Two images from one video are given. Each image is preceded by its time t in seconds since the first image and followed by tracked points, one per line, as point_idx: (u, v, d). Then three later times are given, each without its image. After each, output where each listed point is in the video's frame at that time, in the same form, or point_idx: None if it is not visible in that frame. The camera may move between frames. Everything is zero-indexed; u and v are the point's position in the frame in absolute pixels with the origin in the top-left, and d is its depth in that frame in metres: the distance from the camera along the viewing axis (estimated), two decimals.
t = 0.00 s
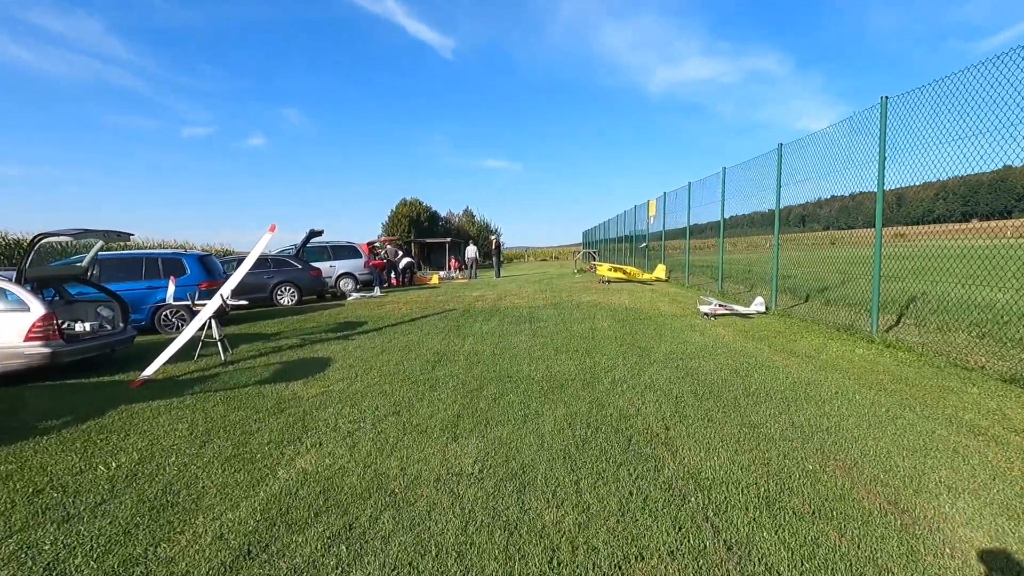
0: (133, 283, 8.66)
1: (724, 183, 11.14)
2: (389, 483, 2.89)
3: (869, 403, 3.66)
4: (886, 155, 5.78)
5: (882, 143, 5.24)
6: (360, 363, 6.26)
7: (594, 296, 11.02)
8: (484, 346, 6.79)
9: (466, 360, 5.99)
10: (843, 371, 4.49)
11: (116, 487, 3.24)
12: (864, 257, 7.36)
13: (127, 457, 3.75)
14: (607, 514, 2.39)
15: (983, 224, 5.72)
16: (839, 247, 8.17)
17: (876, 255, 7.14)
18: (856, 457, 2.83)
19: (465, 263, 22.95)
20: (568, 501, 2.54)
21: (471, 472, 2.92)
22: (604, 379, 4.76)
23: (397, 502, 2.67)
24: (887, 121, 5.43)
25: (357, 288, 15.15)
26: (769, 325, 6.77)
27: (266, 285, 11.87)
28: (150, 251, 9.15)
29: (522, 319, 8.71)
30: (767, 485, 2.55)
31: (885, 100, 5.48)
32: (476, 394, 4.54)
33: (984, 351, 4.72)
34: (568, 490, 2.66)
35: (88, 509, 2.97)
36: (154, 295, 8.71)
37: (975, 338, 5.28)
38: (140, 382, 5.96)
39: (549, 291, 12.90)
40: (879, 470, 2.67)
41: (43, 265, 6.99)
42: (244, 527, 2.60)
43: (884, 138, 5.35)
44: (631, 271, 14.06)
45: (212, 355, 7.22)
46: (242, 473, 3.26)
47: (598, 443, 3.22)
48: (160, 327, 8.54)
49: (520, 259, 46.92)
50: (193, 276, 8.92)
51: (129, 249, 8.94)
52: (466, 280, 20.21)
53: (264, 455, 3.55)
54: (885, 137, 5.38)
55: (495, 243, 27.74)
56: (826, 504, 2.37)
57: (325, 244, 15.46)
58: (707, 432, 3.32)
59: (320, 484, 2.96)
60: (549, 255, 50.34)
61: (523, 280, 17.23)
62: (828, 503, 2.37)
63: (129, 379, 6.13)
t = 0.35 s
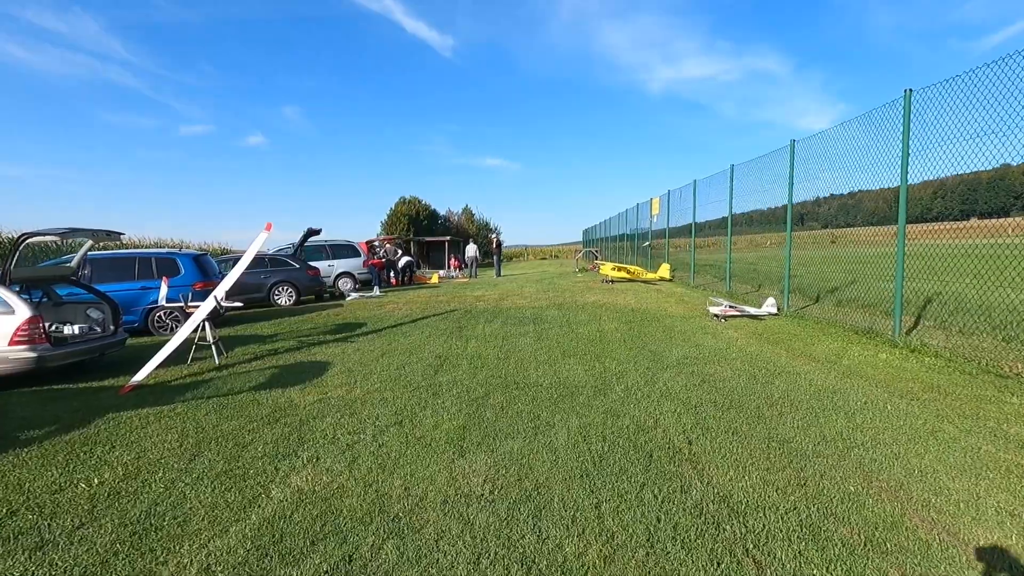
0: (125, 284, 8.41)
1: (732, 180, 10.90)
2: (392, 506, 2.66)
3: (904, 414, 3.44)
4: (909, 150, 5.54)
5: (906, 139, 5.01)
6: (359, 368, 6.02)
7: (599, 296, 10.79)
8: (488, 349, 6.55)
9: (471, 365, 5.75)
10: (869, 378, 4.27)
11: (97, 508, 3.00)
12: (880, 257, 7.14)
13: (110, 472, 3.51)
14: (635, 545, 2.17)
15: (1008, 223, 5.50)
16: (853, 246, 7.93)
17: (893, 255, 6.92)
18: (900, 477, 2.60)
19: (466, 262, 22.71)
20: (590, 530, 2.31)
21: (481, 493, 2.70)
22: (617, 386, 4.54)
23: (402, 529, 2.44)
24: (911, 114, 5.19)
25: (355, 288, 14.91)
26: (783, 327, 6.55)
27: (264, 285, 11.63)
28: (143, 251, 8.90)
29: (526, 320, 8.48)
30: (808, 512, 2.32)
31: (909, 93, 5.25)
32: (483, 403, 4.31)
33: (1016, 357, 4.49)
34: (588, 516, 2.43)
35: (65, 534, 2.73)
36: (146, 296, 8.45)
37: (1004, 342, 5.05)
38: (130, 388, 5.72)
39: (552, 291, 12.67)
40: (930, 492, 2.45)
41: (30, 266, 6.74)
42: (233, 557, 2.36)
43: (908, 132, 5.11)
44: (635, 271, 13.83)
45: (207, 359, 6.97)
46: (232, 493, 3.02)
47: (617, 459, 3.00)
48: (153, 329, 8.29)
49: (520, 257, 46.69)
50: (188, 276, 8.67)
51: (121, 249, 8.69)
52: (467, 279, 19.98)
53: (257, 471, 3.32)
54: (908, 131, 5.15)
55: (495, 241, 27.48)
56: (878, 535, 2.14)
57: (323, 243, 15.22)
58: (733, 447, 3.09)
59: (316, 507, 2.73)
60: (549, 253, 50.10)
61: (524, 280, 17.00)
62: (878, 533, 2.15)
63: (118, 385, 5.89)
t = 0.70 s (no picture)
0: (123, 282, 8.20)
1: (744, 176, 10.66)
2: (408, 523, 2.45)
3: (953, 421, 3.21)
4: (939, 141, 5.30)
5: (939, 129, 4.78)
6: (365, 369, 5.80)
7: (607, 294, 10.56)
8: (497, 349, 6.32)
9: (481, 366, 5.53)
10: (906, 381, 4.04)
11: (87, 523, 2.79)
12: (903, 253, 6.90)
13: (103, 482, 3.30)
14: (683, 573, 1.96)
15: None
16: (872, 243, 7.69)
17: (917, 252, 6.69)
18: (963, 493, 2.38)
19: (468, 260, 22.47)
20: (629, 554, 2.10)
21: (504, 509, 2.48)
22: (638, 389, 4.32)
23: (420, 551, 2.23)
24: (943, 104, 4.96)
25: (358, 286, 14.67)
26: (803, 326, 6.33)
27: (265, 283, 11.41)
28: (141, 248, 8.68)
29: (535, 319, 8.26)
30: (870, 535, 2.11)
31: (941, 82, 5.01)
32: (497, 407, 4.09)
33: None
34: (625, 537, 2.22)
35: (51, 553, 2.52)
36: (145, 294, 8.24)
37: None
38: (127, 390, 5.51)
39: (559, 289, 12.44)
40: (1001, 511, 2.22)
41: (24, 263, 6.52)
42: None
43: (940, 122, 4.88)
44: (643, 268, 13.60)
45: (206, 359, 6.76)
46: (232, 507, 2.81)
47: (648, 470, 2.78)
48: (152, 328, 8.09)
49: (522, 255, 46.46)
50: (187, 274, 8.46)
51: (119, 246, 8.48)
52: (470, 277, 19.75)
53: (259, 481, 3.10)
54: (941, 121, 4.91)
55: (497, 238, 27.22)
56: (953, 563, 1.92)
57: (326, 241, 14.99)
58: (772, 457, 2.87)
59: (324, 524, 2.52)
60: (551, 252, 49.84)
61: (529, 277, 16.77)
62: (953, 561, 1.93)
63: (115, 387, 5.67)
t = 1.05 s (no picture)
0: (122, 279, 7.99)
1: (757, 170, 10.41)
2: (428, 545, 2.25)
3: (1008, 430, 3.00)
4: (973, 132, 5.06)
5: (977, 119, 4.55)
6: (372, 369, 5.59)
7: (616, 291, 10.35)
8: (509, 349, 6.11)
9: (493, 367, 5.33)
10: (946, 385, 3.83)
11: (81, 541, 2.59)
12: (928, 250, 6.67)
13: (98, 493, 3.10)
14: None
15: None
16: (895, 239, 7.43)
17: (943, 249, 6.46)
18: None
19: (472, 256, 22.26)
20: None
21: (533, 529, 2.28)
22: (661, 393, 4.12)
23: None
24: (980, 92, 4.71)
25: (361, 283, 14.46)
26: (825, 325, 6.11)
27: (267, 279, 11.20)
28: (141, 244, 8.47)
29: (545, 317, 8.05)
30: (945, 566, 1.91)
31: (978, 70, 4.77)
32: (514, 412, 3.89)
33: None
34: (670, 564, 2.01)
35: None
36: (144, 291, 8.03)
37: None
38: (126, 391, 5.31)
39: (566, 286, 12.23)
40: None
41: (20, 260, 6.31)
42: None
43: (977, 112, 4.64)
44: (651, 265, 13.38)
45: (208, 358, 6.56)
46: (237, 523, 2.61)
47: (685, 484, 2.58)
48: (152, 326, 7.89)
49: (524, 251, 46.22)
50: (188, 271, 8.26)
51: (118, 242, 8.27)
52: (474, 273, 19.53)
53: (265, 494, 2.90)
54: (977, 110, 4.67)
55: (500, 235, 26.98)
56: None
57: (328, 237, 14.77)
58: (818, 470, 2.67)
59: (336, 545, 2.31)
60: (553, 248, 49.60)
61: (534, 274, 16.55)
62: None
63: (114, 388, 5.46)
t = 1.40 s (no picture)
0: (114, 273, 7.72)
1: (767, 162, 10.14)
2: (444, 568, 2.02)
3: None
4: (1007, 118, 4.79)
5: (1016, 103, 4.29)
6: (374, 367, 5.34)
7: (623, 286, 10.09)
8: (516, 345, 5.87)
9: (501, 365, 5.08)
10: (990, 385, 3.58)
11: (58, 559, 2.34)
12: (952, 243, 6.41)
13: (80, 504, 2.85)
14: None
15: None
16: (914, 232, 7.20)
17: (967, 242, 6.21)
18: None
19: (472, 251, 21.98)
20: None
21: (561, 550, 2.05)
22: (682, 393, 3.89)
23: None
24: (1018, 74, 4.44)
25: (360, 278, 14.19)
26: (846, 321, 5.87)
27: (265, 274, 10.93)
28: (134, 237, 8.20)
29: (552, 312, 7.80)
30: None
31: (1016, 51, 4.50)
32: (527, 413, 3.65)
33: None
34: None
35: None
36: (138, 286, 7.77)
37: None
38: (116, 390, 5.06)
39: (571, 280, 11.96)
40: None
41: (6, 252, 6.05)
42: None
43: (1015, 95, 4.37)
44: (656, 259, 13.12)
45: (203, 355, 6.31)
46: (230, 539, 2.37)
47: (724, 497, 2.35)
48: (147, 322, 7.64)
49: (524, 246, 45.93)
50: (183, 266, 8.00)
51: (110, 235, 7.99)
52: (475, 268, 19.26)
53: (262, 505, 2.67)
54: (1015, 93, 4.39)
55: (501, 229, 26.66)
56: None
57: (327, 230, 14.48)
58: (868, 481, 2.43)
59: (342, 567, 2.08)
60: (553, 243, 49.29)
61: (536, 269, 16.28)
62: None
63: (104, 386, 5.21)
